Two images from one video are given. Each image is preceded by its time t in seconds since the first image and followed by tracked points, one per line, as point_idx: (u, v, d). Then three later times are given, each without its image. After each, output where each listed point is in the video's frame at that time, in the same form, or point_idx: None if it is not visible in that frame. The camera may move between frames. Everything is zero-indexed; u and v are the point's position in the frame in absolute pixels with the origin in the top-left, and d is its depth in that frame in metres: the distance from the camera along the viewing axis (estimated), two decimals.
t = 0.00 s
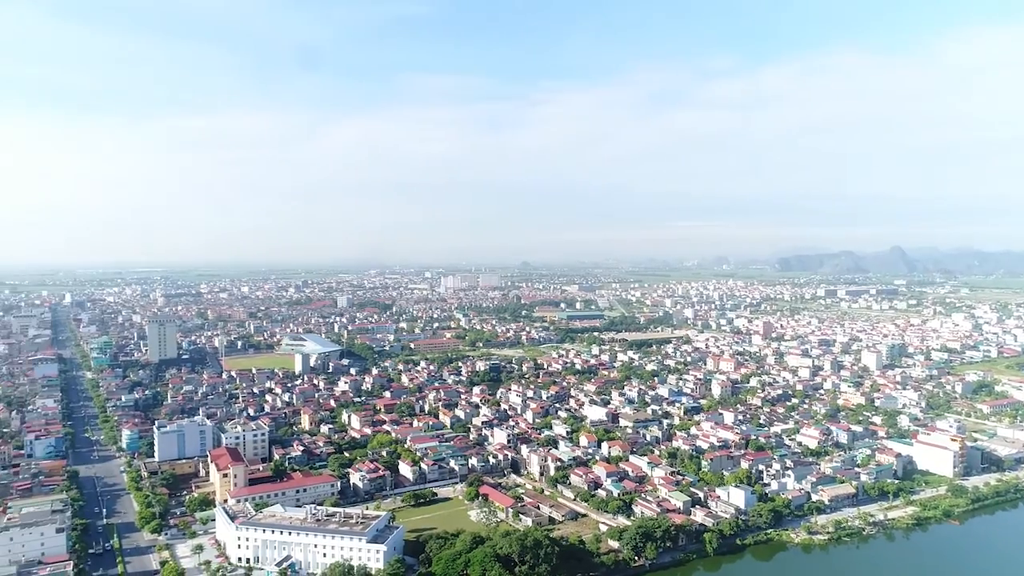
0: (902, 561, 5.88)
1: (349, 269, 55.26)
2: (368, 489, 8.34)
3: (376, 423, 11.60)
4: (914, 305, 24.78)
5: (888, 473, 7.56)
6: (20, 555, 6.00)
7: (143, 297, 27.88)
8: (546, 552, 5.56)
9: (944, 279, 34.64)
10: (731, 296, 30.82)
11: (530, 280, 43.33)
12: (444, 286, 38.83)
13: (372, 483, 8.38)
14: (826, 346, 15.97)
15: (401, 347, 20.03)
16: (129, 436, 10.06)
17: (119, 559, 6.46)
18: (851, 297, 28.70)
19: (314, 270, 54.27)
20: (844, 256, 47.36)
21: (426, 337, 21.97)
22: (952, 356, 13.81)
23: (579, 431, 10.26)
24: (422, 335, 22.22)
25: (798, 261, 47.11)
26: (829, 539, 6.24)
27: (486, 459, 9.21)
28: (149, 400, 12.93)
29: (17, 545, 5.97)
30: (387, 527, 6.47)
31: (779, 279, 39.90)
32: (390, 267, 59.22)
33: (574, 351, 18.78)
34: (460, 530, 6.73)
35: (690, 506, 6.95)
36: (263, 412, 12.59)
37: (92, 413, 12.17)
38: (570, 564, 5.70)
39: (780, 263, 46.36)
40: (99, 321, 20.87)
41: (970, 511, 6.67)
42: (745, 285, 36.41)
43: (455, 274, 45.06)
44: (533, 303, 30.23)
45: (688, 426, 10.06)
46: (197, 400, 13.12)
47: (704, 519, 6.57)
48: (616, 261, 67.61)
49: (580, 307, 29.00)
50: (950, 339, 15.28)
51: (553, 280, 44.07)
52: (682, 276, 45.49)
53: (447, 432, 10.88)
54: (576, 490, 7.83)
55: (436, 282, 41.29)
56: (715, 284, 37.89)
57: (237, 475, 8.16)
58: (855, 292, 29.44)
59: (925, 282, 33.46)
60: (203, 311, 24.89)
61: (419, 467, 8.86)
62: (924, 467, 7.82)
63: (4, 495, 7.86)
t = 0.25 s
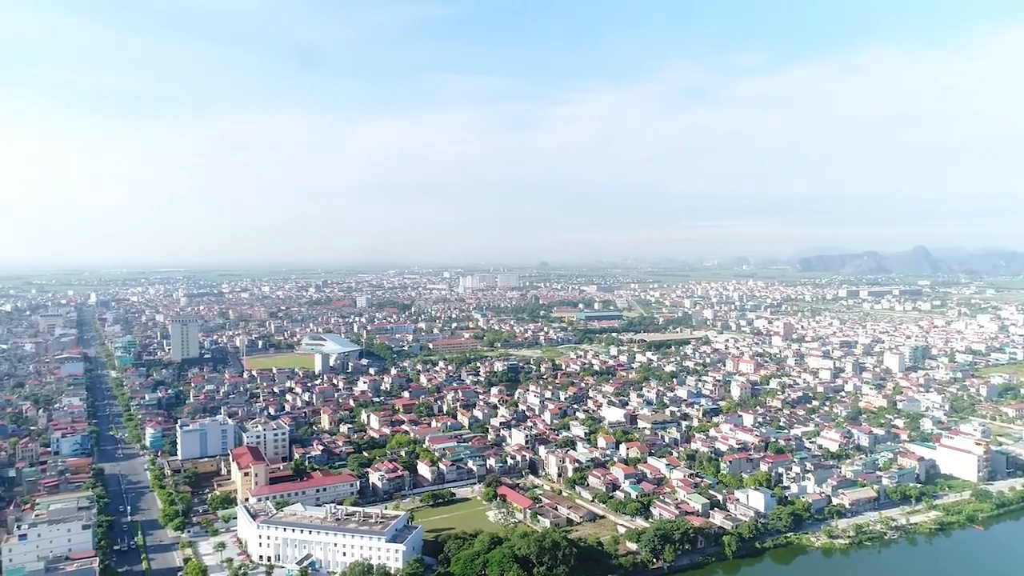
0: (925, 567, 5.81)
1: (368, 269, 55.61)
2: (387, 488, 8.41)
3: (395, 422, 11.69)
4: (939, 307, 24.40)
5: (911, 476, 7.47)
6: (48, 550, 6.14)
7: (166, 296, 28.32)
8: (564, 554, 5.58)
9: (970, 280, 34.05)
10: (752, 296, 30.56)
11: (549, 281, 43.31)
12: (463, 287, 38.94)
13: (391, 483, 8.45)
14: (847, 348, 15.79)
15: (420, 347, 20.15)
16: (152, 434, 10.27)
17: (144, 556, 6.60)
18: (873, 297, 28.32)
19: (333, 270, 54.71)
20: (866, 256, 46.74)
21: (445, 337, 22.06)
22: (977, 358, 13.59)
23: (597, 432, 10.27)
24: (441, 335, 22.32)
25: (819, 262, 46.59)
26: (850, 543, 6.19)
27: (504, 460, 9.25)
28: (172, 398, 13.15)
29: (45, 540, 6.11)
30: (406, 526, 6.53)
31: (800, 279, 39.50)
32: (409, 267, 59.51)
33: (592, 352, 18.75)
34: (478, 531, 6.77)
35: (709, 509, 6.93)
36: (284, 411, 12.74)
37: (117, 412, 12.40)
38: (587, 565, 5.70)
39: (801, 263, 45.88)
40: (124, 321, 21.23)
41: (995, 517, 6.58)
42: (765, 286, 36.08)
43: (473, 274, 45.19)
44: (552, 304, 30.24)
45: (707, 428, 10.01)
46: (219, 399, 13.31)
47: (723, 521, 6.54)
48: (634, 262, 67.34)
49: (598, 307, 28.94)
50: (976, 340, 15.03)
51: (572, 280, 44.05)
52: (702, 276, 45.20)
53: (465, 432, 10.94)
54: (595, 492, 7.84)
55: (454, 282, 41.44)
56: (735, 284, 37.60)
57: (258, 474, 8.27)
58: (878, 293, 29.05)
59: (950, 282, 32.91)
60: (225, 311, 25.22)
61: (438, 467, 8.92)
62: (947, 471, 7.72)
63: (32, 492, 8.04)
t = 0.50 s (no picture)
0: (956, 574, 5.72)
1: (393, 270, 56.02)
2: (412, 488, 8.50)
3: (420, 423, 11.79)
4: (973, 308, 23.85)
5: (942, 482, 7.35)
6: (84, 545, 6.31)
7: (196, 296, 28.87)
8: (588, 556, 5.60)
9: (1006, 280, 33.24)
10: (779, 297, 30.18)
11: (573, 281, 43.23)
12: (487, 287, 39.06)
13: (416, 483, 8.54)
14: (877, 350, 15.53)
15: (444, 347, 20.28)
16: (183, 433, 10.50)
17: (175, 552, 6.76)
18: (905, 299, 27.78)
19: (359, 271, 55.27)
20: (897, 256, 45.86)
21: (469, 337, 22.17)
22: (1013, 361, 13.27)
23: (622, 434, 10.25)
24: (465, 336, 22.43)
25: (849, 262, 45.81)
26: (878, 549, 6.11)
27: (528, 461, 9.29)
28: (202, 397, 13.42)
29: (81, 535, 6.29)
30: (431, 526, 6.60)
31: (829, 279, 38.90)
32: (434, 268, 59.83)
33: (617, 353, 18.69)
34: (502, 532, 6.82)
35: (735, 512, 6.89)
36: (311, 411, 12.93)
37: (149, 410, 12.70)
38: (611, 568, 5.71)
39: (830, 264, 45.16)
40: (155, 321, 21.70)
41: None
42: (793, 287, 35.61)
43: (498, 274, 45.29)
44: (576, 304, 30.20)
45: (733, 431, 9.94)
46: (248, 398, 13.55)
47: (748, 525, 6.50)
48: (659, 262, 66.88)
49: (622, 308, 28.82)
50: (1011, 343, 14.66)
51: (596, 280, 43.95)
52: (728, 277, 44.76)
53: (489, 433, 11.00)
54: (619, 494, 7.83)
55: (479, 283, 41.61)
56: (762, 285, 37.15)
57: (286, 472, 8.41)
58: (910, 294, 28.49)
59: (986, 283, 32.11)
60: (253, 310, 25.63)
61: (462, 467, 8.98)
62: (980, 477, 7.57)
63: (68, 488, 8.29)
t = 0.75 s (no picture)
0: None
1: (407, 270, 56.22)
2: (426, 488, 8.55)
3: (434, 423, 11.85)
4: (992, 309, 23.52)
5: (960, 486, 7.28)
6: (104, 543, 6.42)
7: (213, 296, 29.17)
8: (602, 557, 5.61)
9: None
10: (795, 298, 29.95)
11: (587, 281, 43.16)
12: (501, 287, 39.12)
13: (430, 483, 8.59)
14: (894, 352, 15.37)
15: (458, 347, 20.34)
16: (200, 432, 10.63)
17: (193, 550, 6.85)
18: (923, 299, 27.46)
19: (373, 271, 55.57)
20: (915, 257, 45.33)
21: (483, 338, 22.22)
22: None
23: (635, 436, 10.24)
24: (479, 336, 22.48)
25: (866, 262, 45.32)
26: (894, 553, 6.07)
27: (542, 462, 9.31)
28: (219, 397, 13.57)
29: (101, 533, 6.39)
30: (444, 526, 6.64)
31: (845, 279, 38.53)
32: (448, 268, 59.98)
33: (631, 354, 18.66)
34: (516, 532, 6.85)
35: (749, 515, 6.86)
36: (326, 411, 13.04)
37: (167, 409, 12.87)
38: (625, 569, 5.73)
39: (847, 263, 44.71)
40: (173, 321, 21.95)
41: None
42: (809, 287, 35.31)
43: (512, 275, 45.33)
44: (590, 305, 30.15)
45: (748, 433, 9.89)
46: (264, 398, 13.69)
47: (762, 528, 6.48)
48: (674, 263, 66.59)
49: (637, 308, 28.74)
50: None
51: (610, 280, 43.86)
52: (743, 277, 44.46)
53: (503, 434, 11.03)
54: (632, 495, 7.83)
55: (492, 283, 41.68)
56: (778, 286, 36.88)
57: (302, 472, 8.49)
58: (928, 295, 28.15)
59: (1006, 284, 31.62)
60: (269, 310, 25.86)
61: (476, 468, 9.02)
62: (998, 481, 7.49)
63: (88, 486, 8.43)
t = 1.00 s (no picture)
0: None
1: (425, 270, 56.48)
2: (445, 489, 8.62)
3: (452, 424, 11.92)
4: (1020, 310, 23.08)
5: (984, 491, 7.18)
6: (130, 540, 6.56)
7: (235, 296, 29.58)
8: (620, 559, 5.63)
9: None
10: (817, 299, 29.63)
11: (606, 281, 43.06)
12: (519, 287, 39.16)
13: (449, 483, 8.66)
14: (918, 354, 15.16)
15: (477, 348, 20.42)
16: (223, 431, 10.80)
17: (216, 548, 6.98)
18: (948, 301, 27.02)
19: (392, 271, 55.96)
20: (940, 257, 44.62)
21: (501, 338, 22.28)
22: None
23: (654, 438, 10.22)
24: (497, 337, 22.55)
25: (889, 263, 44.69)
26: (917, 558, 6.01)
27: (560, 463, 9.34)
28: (241, 396, 13.77)
29: (127, 530, 6.53)
30: (463, 527, 6.70)
31: (868, 280, 38.02)
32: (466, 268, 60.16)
33: (649, 355, 18.61)
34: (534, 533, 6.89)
35: (769, 518, 6.83)
36: (346, 410, 13.17)
37: (190, 408, 13.09)
38: (643, 572, 5.74)
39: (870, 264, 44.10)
40: (196, 320, 22.28)
41: None
42: (831, 288, 34.91)
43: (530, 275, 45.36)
44: (608, 305, 30.08)
45: (768, 435, 9.83)
46: (285, 398, 13.86)
47: (782, 532, 6.45)
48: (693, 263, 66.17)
49: (655, 309, 28.63)
50: None
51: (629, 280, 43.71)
52: (764, 278, 44.06)
53: (522, 435, 11.07)
54: (651, 497, 7.82)
55: (511, 284, 41.77)
56: (799, 286, 36.50)
57: (322, 471, 8.59)
58: (953, 296, 27.69)
59: None
60: (290, 310, 26.17)
61: (494, 469, 9.06)
62: None
63: (114, 483, 8.61)
